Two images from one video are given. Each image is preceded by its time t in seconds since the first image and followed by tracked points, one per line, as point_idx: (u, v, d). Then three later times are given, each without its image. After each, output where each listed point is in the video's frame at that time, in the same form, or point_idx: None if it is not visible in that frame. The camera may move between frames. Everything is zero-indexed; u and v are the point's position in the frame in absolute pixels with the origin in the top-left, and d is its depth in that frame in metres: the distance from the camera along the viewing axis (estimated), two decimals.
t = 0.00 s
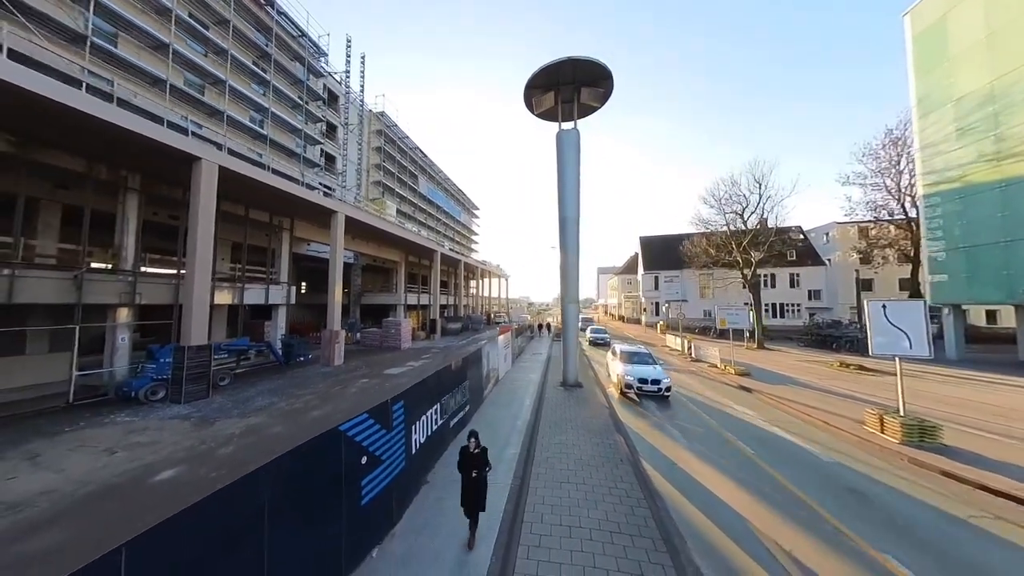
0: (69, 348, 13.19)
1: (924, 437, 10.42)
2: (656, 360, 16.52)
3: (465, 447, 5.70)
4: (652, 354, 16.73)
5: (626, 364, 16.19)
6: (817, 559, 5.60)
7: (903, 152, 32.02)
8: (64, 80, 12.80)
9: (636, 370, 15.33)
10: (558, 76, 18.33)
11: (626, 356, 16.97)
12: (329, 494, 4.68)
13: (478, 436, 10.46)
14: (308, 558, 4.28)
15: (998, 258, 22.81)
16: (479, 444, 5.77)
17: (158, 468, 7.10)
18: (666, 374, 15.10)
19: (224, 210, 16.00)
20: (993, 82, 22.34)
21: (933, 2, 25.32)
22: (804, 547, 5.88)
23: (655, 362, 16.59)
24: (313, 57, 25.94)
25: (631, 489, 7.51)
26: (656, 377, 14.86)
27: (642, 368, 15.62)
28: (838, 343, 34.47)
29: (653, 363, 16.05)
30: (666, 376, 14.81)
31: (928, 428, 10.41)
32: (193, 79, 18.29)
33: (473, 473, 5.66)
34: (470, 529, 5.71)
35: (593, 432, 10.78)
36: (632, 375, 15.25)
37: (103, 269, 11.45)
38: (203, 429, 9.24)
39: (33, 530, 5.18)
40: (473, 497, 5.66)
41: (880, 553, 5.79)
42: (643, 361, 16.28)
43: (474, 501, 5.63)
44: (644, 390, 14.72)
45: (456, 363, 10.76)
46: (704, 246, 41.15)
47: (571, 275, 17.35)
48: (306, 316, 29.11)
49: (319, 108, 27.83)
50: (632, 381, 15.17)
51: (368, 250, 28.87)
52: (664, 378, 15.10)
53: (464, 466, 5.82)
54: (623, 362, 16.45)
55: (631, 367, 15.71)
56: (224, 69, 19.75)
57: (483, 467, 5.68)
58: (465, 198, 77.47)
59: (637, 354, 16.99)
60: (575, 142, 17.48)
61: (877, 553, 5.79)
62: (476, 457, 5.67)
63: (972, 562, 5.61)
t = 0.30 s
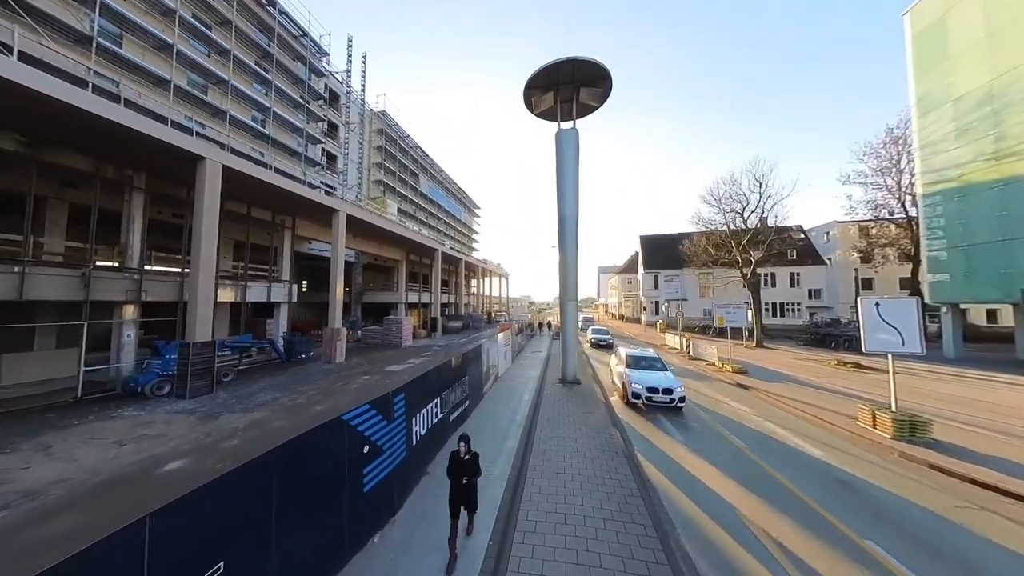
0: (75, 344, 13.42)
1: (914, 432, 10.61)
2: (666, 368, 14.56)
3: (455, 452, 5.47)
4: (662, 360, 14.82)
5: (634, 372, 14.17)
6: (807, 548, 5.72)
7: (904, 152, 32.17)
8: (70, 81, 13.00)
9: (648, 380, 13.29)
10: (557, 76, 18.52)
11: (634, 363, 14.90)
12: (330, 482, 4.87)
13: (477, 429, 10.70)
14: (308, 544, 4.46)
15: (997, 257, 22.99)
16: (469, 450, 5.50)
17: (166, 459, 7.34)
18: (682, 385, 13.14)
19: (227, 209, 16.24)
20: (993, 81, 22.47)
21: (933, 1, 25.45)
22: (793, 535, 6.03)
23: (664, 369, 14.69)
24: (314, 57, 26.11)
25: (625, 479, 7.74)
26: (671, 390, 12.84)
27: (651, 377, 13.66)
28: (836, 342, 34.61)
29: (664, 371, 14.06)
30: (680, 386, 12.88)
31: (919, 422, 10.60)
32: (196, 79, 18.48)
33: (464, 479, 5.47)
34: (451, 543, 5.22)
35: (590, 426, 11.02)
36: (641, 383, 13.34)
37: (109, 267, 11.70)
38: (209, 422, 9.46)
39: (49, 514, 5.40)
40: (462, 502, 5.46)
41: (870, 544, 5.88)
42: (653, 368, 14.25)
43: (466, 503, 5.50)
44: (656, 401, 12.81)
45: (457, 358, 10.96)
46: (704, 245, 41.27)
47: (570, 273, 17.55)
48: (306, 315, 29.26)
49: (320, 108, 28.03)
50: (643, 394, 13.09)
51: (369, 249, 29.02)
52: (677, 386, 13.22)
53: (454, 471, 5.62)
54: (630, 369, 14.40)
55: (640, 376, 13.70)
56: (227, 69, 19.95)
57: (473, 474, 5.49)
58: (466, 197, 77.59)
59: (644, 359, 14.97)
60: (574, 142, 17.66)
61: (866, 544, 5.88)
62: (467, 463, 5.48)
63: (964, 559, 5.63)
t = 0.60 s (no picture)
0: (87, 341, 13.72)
1: (905, 428, 10.90)
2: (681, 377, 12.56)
3: (454, 448, 5.26)
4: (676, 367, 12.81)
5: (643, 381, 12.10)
6: (800, 537, 5.96)
7: (903, 154, 32.48)
8: (85, 84, 13.34)
9: (661, 391, 11.25)
10: (559, 80, 18.82)
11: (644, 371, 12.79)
12: (346, 468, 5.14)
13: (481, 424, 10.99)
14: (321, 526, 4.68)
15: (993, 259, 23.22)
16: (469, 446, 5.31)
17: (183, 450, 7.61)
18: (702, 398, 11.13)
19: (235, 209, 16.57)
20: (988, 86, 22.80)
21: (931, 6, 25.78)
22: (787, 526, 6.24)
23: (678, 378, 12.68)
24: (319, 58, 26.42)
25: (625, 471, 7.99)
26: (690, 402, 10.81)
27: (666, 387, 11.58)
28: (835, 342, 34.85)
29: (679, 381, 12.03)
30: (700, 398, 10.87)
31: (910, 419, 10.89)
32: (204, 81, 18.82)
33: (464, 476, 5.26)
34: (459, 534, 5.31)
35: (590, 421, 11.32)
36: (654, 394, 11.25)
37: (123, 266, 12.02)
38: (221, 416, 9.75)
39: (75, 499, 5.68)
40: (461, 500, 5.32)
41: (865, 540, 5.98)
42: (667, 378, 12.19)
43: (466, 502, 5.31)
44: (672, 415, 10.76)
45: (461, 356, 11.23)
46: (704, 245, 41.56)
47: (571, 273, 17.83)
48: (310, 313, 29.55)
49: (324, 109, 28.35)
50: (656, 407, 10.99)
51: (372, 249, 29.29)
52: (695, 399, 11.21)
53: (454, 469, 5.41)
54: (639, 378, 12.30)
55: (651, 386, 11.62)
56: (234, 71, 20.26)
57: (475, 470, 5.30)
58: (468, 198, 77.92)
59: (656, 367, 12.88)
60: (575, 144, 17.93)
61: (867, 544, 5.87)
62: (467, 459, 5.28)
63: (952, 549, 5.82)
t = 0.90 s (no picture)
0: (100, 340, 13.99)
1: (900, 426, 11.17)
2: (704, 388, 10.80)
3: (460, 458, 5.02)
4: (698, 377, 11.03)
5: (661, 393, 10.34)
6: (800, 531, 6.16)
7: (902, 158, 32.82)
8: (101, 89, 13.73)
9: (684, 407, 9.48)
10: (562, 86, 19.14)
11: (661, 382, 11.00)
12: (364, 461, 5.36)
13: (487, 422, 11.29)
14: (345, 516, 4.94)
15: (991, 261, 23.44)
16: (476, 455, 5.07)
17: (202, 444, 7.89)
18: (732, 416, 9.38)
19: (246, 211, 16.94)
20: (985, 91, 23.14)
21: (928, 12, 26.15)
22: (786, 521, 6.44)
23: (701, 390, 10.89)
24: (324, 62, 26.80)
25: (629, 466, 8.20)
26: (719, 421, 9.05)
27: (689, 402, 9.83)
28: (835, 343, 35.10)
29: (703, 394, 10.28)
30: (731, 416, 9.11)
31: (904, 417, 11.15)
32: (213, 85, 19.21)
33: (471, 488, 4.99)
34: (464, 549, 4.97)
35: (593, 418, 11.64)
36: (675, 411, 9.50)
37: (137, 267, 12.32)
38: (235, 413, 10.03)
39: (106, 489, 5.96)
40: (466, 514, 4.99)
41: (866, 536, 6.12)
42: (688, 391, 10.44)
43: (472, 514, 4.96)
44: (698, 437, 9.02)
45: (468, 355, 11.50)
46: (705, 247, 41.88)
47: (574, 275, 18.13)
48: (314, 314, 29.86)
49: (329, 112, 28.72)
50: (678, 426, 9.23)
51: (376, 250, 29.59)
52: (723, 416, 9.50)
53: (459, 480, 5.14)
54: (656, 390, 10.54)
55: (672, 400, 9.85)
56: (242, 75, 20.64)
57: (481, 482, 5.02)
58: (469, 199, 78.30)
59: (675, 377, 11.09)
60: (578, 149, 18.24)
61: (874, 545, 5.90)
62: (474, 470, 5.00)
63: (943, 543, 6.05)
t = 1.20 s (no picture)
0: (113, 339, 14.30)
1: (891, 419, 11.53)
2: (729, 399, 9.45)
3: (464, 455, 4.95)
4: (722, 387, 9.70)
5: (681, 406, 8.97)
6: (795, 518, 6.45)
7: (899, 158, 33.20)
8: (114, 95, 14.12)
9: (711, 424, 8.10)
10: (563, 90, 19.47)
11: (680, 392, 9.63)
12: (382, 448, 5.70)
13: (493, 416, 11.70)
14: (366, 498, 5.31)
15: (985, 260, 23.78)
16: (479, 453, 4.96)
17: (221, 437, 8.22)
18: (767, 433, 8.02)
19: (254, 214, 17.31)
20: (979, 92, 23.49)
21: (924, 14, 26.53)
22: (781, 509, 6.74)
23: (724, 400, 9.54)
24: (328, 66, 27.19)
25: (630, 457, 8.56)
26: (753, 441, 7.68)
27: (715, 417, 8.44)
28: (832, 342, 35.45)
29: (729, 407, 8.91)
30: (767, 435, 7.71)
31: (896, 411, 11.52)
32: (220, 89, 19.61)
33: (474, 486, 4.90)
34: (466, 545, 5.04)
35: (596, 412, 12.02)
36: (699, 428, 8.13)
37: (151, 268, 12.65)
38: (248, 409, 10.36)
39: (136, 476, 6.28)
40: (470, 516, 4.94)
41: (859, 523, 6.40)
42: (713, 403, 9.10)
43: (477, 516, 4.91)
44: (729, 459, 7.65)
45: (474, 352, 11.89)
46: (704, 247, 42.26)
47: (575, 275, 18.48)
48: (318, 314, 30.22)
49: (332, 115, 29.10)
50: (704, 447, 7.86)
51: (379, 251, 29.91)
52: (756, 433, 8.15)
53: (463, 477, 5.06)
54: (675, 403, 9.18)
55: (696, 416, 8.48)
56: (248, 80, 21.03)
57: (485, 480, 4.94)
58: (470, 200, 78.66)
59: (696, 386, 9.70)
60: (579, 151, 18.58)
61: (872, 534, 6.07)
62: (477, 468, 4.90)
63: (929, 528, 6.36)
